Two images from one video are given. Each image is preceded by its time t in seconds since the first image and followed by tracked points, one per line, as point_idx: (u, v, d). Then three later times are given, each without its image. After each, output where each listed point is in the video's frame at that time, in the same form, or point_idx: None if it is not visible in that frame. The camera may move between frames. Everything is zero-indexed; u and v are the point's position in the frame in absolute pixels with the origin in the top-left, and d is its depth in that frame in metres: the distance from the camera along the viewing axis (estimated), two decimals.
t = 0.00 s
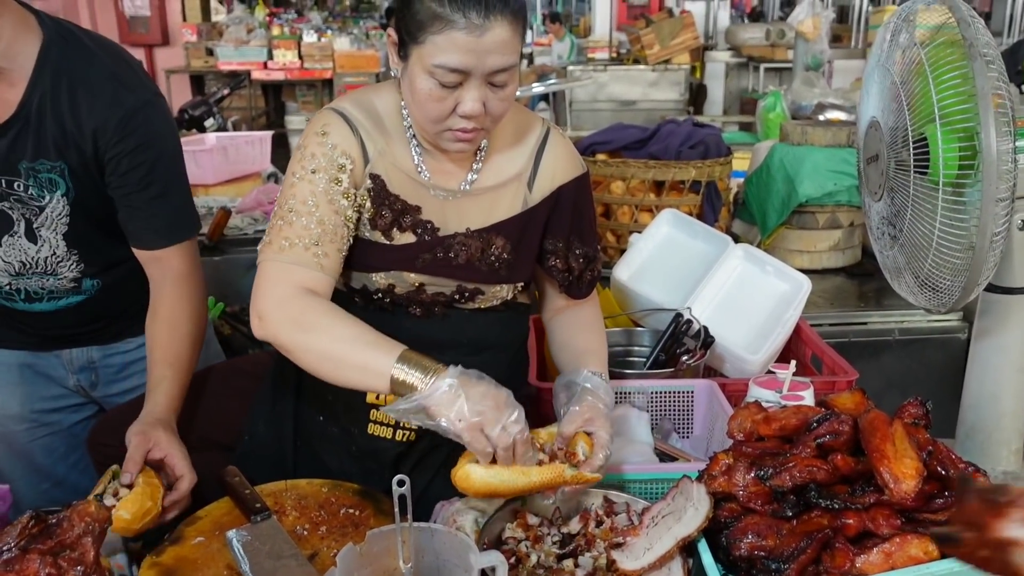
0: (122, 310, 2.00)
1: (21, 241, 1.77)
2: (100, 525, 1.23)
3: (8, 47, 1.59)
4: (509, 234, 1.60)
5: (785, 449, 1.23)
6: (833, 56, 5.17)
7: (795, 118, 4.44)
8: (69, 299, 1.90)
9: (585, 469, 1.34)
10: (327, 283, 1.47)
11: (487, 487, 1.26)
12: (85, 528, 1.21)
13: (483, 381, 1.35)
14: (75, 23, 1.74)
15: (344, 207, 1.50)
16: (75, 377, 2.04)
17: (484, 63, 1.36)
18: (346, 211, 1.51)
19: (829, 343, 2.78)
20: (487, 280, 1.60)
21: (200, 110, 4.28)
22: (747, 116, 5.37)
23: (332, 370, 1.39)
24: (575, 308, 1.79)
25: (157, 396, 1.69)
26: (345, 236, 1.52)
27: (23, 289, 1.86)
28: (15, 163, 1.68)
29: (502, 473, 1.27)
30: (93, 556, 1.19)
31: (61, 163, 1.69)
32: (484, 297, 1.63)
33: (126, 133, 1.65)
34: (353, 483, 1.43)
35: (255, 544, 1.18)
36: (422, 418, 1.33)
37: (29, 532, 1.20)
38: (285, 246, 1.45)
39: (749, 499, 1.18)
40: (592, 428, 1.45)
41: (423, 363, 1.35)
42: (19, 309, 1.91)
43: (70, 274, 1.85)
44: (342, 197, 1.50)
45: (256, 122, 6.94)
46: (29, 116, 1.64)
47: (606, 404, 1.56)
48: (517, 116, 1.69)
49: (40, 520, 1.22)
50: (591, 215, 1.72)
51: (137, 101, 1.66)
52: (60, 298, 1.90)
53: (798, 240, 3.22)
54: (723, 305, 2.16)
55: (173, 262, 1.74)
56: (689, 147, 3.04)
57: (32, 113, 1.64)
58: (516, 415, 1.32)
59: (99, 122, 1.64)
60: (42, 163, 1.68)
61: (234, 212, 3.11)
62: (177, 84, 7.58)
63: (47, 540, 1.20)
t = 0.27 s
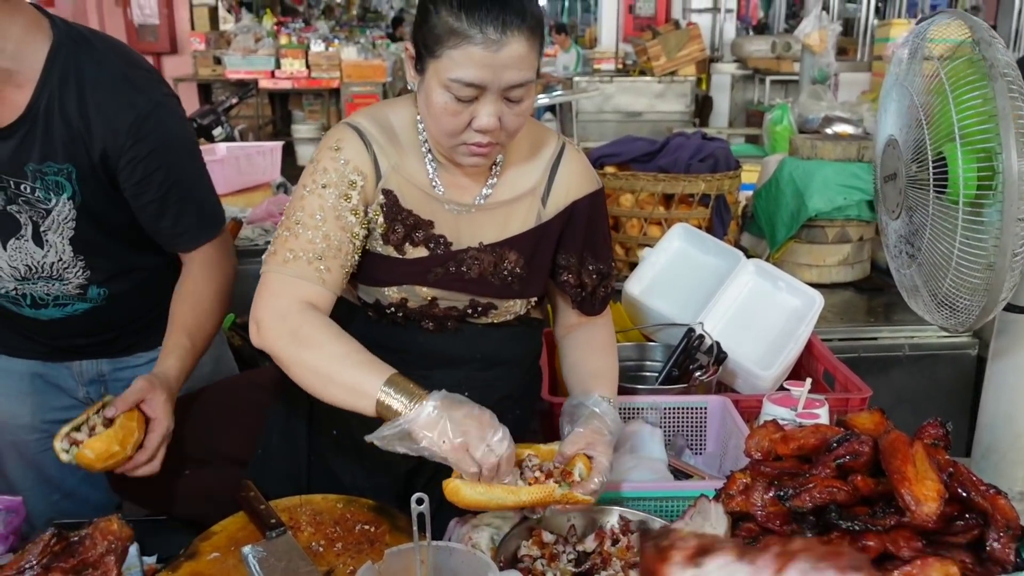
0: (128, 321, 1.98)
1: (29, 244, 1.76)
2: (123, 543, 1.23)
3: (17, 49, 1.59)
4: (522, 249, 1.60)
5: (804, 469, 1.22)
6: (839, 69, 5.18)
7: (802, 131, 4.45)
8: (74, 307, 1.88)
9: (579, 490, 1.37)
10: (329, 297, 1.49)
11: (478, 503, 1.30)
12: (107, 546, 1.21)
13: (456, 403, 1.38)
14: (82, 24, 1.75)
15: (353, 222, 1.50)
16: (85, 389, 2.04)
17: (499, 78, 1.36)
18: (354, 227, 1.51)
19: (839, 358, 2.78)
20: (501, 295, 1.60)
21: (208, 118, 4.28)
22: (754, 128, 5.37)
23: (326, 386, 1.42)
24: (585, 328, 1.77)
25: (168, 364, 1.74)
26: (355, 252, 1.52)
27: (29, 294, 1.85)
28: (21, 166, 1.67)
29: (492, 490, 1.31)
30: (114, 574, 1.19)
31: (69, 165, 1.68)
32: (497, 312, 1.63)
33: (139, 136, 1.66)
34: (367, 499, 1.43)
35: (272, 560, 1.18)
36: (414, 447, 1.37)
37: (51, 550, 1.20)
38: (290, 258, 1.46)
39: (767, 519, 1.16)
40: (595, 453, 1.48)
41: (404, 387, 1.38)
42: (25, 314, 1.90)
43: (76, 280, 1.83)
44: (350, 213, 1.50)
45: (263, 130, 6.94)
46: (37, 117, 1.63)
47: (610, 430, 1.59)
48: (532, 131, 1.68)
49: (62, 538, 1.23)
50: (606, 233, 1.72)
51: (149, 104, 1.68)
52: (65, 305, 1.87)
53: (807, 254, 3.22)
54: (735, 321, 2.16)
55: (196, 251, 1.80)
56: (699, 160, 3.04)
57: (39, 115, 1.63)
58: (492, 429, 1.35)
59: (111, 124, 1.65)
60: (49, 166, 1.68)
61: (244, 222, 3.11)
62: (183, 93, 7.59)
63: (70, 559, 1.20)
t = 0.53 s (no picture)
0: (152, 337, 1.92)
1: (65, 249, 1.74)
2: (157, 566, 1.23)
3: (63, 53, 1.60)
4: (548, 267, 1.57)
5: (842, 494, 1.20)
6: (862, 81, 5.14)
7: (826, 144, 4.41)
8: (107, 317, 1.85)
9: (574, 511, 1.23)
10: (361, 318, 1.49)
11: (471, 524, 1.20)
12: (142, 566, 1.21)
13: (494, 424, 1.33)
14: (128, 33, 1.76)
15: (382, 240, 1.50)
16: (116, 401, 2.01)
17: (521, 91, 1.35)
18: (384, 245, 1.51)
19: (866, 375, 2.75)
20: (526, 313, 1.57)
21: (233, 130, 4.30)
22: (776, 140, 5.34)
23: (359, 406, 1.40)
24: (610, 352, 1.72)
25: (148, 344, 1.71)
26: (385, 272, 1.52)
27: (64, 300, 1.83)
28: (63, 168, 1.67)
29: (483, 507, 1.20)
30: None
31: (111, 168, 1.67)
32: (522, 330, 1.59)
33: (183, 139, 1.67)
34: (395, 517, 1.42)
35: None
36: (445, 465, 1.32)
37: (86, 570, 1.20)
38: (322, 282, 1.46)
39: (805, 544, 1.16)
40: (595, 471, 1.34)
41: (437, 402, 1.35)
42: (59, 322, 1.88)
43: (110, 288, 1.81)
44: (379, 231, 1.50)
45: (284, 140, 6.97)
46: (82, 120, 1.64)
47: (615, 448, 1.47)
48: (561, 147, 1.67)
49: (97, 559, 1.23)
50: (635, 253, 1.69)
51: (191, 108, 1.69)
52: (99, 313, 1.85)
53: (834, 269, 3.19)
54: (763, 338, 2.13)
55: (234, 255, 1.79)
56: (724, 174, 3.02)
57: (84, 117, 1.64)
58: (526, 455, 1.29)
59: (154, 127, 1.66)
60: (91, 168, 1.67)
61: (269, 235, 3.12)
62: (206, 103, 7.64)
63: None
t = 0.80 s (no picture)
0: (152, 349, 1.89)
1: (79, 254, 1.74)
2: None
3: (97, 60, 1.63)
4: (567, 289, 1.54)
5: (873, 523, 1.16)
6: (880, 89, 5.08)
7: (845, 153, 4.36)
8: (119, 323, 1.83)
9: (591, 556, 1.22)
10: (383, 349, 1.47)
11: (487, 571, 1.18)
12: None
13: (451, 481, 1.23)
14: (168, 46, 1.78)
15: (399, 262, 1.48)
16: (129, 417, 2.01)
17: (529, 95, 1.33)
18: (402, 266, 1.49)
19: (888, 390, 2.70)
20: (544, 337, 1.53)
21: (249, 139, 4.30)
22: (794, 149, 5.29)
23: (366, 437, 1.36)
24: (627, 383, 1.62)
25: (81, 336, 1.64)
26: (406, 293, 1.49)
27: (79, 305, 1.83)
28: (83, 171, 1.67)
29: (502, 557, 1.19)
30: None
31: (126, 175, 1.66)
32: (539, 352, 1.56)
33: (191, 151, 1.65)
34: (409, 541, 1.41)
35: None
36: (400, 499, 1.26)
37: None
38: (346, 314, 1.47)
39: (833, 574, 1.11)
40: (611, 513, 1.30)
41: (419, 445, 1.29)
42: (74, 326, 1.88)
43: (121, 295, 1.78)
44: (396, 252, 1.48)
45: (300, 148, 6.96)
46: (106, 124, 1.65)
47: (629, 485, 1.38)
48: (582, 164, 1.64)
49: None
50: (657, 277, 1.63)
51: (208, 122, 1.66)
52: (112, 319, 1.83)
53: (854, 282, 3.14)
54: (785, 355, 2.10)
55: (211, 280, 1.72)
56: (743, 186, 2.98)
57: (107, 122, 1.65)
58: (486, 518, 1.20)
59: (167, 137, 1.64)
60: (108, 173, 1.67)
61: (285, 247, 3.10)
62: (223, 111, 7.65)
63: None
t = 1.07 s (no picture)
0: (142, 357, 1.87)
1: (77, 262, 1.73)
2: None
3: (96, 67, 1.62)
4: (571, 302, 1.53)
5: (881, 541, 1.14)
6: (880, 91, 5.06)
7: (845, 157, 4.35)
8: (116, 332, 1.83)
9: None
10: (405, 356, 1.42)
11: None
12: None
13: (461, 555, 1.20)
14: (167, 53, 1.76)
15: (417, 265, 1.46)
16: (126, 425, 1.98)
17: (521, 96, 1.32)
18: (420, 271, 1.46)
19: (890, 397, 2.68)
20: (550, 352, 1.51)
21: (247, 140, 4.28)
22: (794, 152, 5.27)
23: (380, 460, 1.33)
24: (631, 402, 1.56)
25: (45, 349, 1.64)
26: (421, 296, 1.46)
27: (76, 311, 1.82)
28: (81, 177, 1.66)
29: None
30: None
31: (119, 181, 1.65)
32: (544, 366, 1.53)
33: (178, 156, 1.62)
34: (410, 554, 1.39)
35: None
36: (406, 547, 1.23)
37: None
38: (369, 319, 1.41)
39: None
40: (603, 553, 1.28)
41: (437, 498, 1.25)
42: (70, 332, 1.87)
43: (118, 304, 1.78)
44: (413, 256, 1.46)
45: (298, 150, 6.93)
46: (100, 129, 1.63)
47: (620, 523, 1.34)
48: (583, 173, 1.62)
49: None
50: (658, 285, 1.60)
51: (198, 129, 1.64)
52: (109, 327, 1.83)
53: (855, 287, 3.12)
54: (788, 363, 2.08)
55: (186, 291, 1.68)
56: (745, 191, 2.96)
57: (101, 128, 1.63)
58: None
59: (157, 142, 1.62)
60: (102, 179, 1.65)
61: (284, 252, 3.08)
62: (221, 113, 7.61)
63: None
